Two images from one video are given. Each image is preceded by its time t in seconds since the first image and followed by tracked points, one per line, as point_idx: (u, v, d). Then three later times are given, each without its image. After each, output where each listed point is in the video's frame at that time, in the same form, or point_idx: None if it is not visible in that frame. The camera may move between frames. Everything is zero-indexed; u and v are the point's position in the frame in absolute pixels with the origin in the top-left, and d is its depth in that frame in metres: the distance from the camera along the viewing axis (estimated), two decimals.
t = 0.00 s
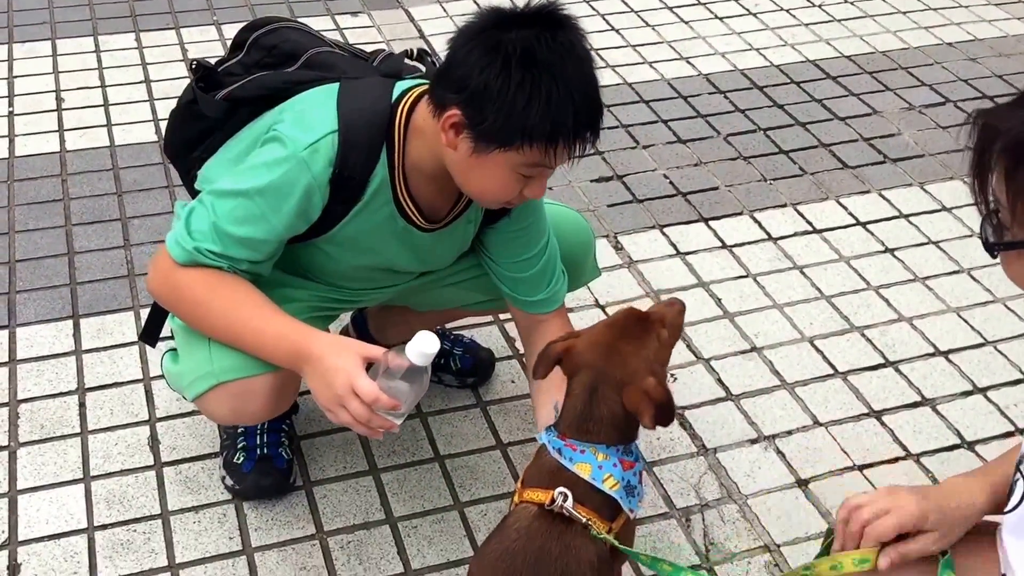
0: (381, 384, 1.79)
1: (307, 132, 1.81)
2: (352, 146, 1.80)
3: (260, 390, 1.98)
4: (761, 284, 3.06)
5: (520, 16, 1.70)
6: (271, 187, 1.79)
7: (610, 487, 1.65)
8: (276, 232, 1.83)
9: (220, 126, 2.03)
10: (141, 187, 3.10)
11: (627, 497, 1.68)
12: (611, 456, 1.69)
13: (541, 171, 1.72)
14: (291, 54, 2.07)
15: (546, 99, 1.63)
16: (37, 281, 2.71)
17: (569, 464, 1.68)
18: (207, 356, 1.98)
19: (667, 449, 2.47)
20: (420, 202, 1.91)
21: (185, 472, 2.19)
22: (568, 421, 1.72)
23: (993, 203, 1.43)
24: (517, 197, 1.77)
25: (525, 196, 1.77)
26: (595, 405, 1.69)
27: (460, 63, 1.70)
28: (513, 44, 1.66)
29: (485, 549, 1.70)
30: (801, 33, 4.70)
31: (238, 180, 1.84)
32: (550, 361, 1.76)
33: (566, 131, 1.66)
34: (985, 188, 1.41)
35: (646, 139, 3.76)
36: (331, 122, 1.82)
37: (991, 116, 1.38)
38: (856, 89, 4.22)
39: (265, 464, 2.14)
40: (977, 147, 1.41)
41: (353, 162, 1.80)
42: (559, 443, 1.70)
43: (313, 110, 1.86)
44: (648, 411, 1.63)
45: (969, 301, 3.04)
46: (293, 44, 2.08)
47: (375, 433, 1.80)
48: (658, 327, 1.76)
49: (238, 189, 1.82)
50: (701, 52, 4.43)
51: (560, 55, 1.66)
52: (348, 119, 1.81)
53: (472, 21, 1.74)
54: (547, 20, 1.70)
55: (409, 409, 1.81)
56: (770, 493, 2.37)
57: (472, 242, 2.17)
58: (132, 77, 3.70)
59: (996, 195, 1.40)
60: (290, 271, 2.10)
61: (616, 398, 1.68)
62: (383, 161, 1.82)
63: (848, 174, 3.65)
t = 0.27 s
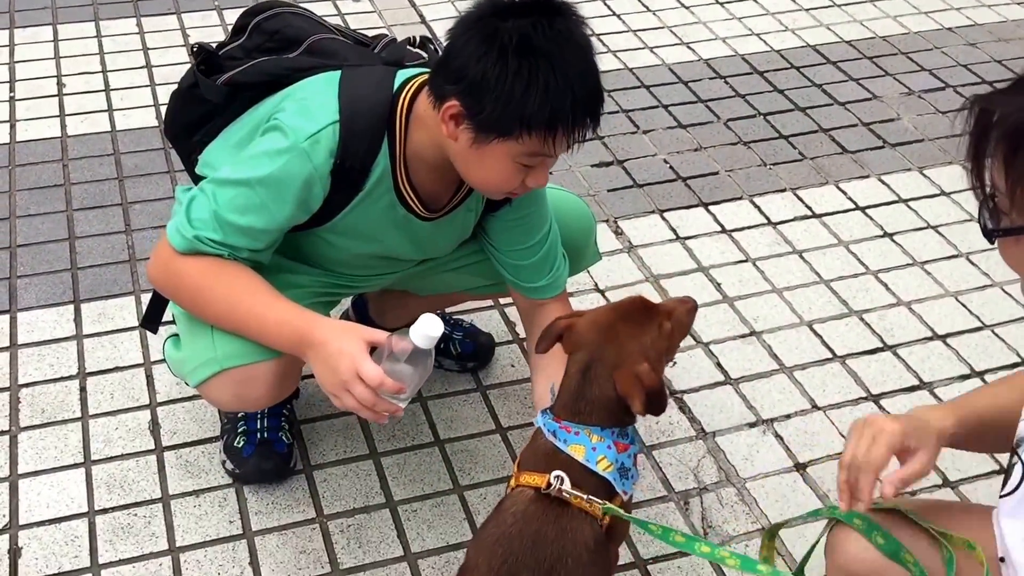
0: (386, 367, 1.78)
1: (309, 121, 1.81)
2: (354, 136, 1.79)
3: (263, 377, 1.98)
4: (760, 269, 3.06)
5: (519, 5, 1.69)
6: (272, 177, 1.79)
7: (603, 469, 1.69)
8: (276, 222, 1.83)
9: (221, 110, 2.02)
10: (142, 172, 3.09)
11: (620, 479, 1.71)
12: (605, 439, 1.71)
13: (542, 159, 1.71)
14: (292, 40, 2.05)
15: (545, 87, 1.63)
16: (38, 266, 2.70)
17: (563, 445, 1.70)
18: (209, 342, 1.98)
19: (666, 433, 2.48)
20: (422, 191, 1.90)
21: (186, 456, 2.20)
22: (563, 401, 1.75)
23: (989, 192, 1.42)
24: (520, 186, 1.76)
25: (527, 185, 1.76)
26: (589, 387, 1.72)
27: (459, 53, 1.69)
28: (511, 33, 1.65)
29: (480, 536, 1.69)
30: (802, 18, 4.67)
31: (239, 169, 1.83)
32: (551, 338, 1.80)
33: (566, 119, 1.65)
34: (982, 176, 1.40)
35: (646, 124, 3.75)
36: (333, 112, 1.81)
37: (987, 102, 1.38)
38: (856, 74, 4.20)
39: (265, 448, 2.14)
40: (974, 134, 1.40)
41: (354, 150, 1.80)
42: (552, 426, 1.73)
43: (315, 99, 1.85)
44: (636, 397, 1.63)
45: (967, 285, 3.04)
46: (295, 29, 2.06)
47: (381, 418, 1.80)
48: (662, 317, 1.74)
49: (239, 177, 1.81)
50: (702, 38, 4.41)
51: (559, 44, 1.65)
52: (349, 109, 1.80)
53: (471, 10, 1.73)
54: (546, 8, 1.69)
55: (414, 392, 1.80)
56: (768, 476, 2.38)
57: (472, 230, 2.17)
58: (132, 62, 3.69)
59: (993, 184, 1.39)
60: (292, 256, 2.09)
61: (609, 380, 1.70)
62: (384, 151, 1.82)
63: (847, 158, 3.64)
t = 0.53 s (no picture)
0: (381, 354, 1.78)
1: (305, 107, 1.80)
2: (349, 121, 1.79)
3: (261, 361, 1.99)
4: (759, 252, 3.07)
5: None
6: (267, 164, 1.78)
7: (597, 447, 1.70)
8: (271, 207, 1.83)
9: (216, 93, 2.02)
10: (143, 156, 3.09)
11: (613, 458, 1.72)
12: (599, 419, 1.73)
13: (535, 144, 1.71)
14: (287, 22, 2.04)
15: (535, 72, 1.62)
16: (39, 249, 2.71)
17: (558, 423, 1.72)
18: (207, 326, 1.98)
19: (664, 415, 2.49)
20: (418, 177, 1.90)
21: (186, 438, 2.21)
22: (557, 381, 1.77)
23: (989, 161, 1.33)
24: (515, 171, 1.77)
25: (523, 171, 1.77)
26: (583, 364, 1.74)
27: (450, 37, 1.69)
28: (500, 16, 1.64)
29: (476, 516, 1.71)
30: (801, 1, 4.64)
31: (234, 154, 1.83)
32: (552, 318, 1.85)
33: (557, 103, 1.65)
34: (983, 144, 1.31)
35: (646, 107, 3.74)
36: (328, 98, 1.81)
37: (986, 67, 1.28)
38: (856, 57, 4.18)
39: (265, 430, 2.15)
40: (973, 102, 1.31)
41: (349, 135, 1.80)
42: (547, 404, 1.74)
43: (311, 85, 1.85)
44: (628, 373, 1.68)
45: (964, 268, 3.04)
46: (289, 11, 2.05)
47: (376, 403, 1.81)
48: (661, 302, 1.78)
49: (235, 163, 1.81)
50: (702, 20, 4.39)
51: (548, 26, 1.64)
52: (343, 94, 1.80)
53: None
54: None
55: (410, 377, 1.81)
56: (765, 458, 2.40)
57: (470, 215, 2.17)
58: (133, 45, 3.67)
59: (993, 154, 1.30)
60: (289, 240, 2.10)
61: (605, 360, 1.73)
62: (378, 137, 1.83)
63: (845, 141, 3.64)
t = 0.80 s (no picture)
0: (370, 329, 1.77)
1: (292, 88, 1.81)
2: (336, 102, 1.80)
3: (255, 341, 2.00)
4: (757, 237, 3.07)
5: None
6: (253, 145, 1.80)
7: (596, 421, 1.75)
8: (258, 188, 1.84)
9: (211, 77, 2.03)
10: (143, 142, 3.10)
11: (612, 435, 1.76)
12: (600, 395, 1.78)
13: (519, 120, 1.72)
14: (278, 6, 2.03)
15: (510, 49, 1.62)
16: (41, 234, 2.72)
17: (559, 397, 1.77)
18: (201, 306, 2.00)
19: (661, 398, 2.51)
20: (408, 156, 1.91)
21: (187, 421, 2.22)
22: (562, 357, 1.82)
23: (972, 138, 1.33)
24: (504, 148, 1.78)
25: (511, 146, 1.77)
26: (591, 344, 1.78)
27: (427, 19, 1.69)
28: None
29: (473, 489, 1.75)
30: None
31: (223, 135, 1.84)
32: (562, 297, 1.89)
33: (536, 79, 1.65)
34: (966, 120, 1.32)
35: (645, 93, 3.74)
36: (315, 79, 1.81)
37: (970, 45, 1.30)
38: (855, 44, 4.17)
39: (265, 413, 2.16)
40: (957, 78, 1.32)
41: (338, 117, 1.81)
42: (551, 377, 1.79)
43: (299, 66, 1.85)
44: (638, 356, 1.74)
45: (962, 253, 3.04)
46: None
47: (368, 379, 1.82)
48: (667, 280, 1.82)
49: (222, 145, 1.83)
50: (701, 7, 4.38)
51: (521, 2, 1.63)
52: (333, 76, 1.81)
53: None
54: None
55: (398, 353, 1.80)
56: (762, 441, 2.41)
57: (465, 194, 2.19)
58: (134, 32, 3.67)
59: (975, 129, 1.31)
60: (282, 222, 2.10)
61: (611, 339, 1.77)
62: (367, 118, 1.83)
63: (844, 127, 3.63)
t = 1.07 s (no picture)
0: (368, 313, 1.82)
1: (289, 75, 1.82)
2: (333, 90, 1.82)
3: (254, 326, 2.01)
4: (756, 229, 3.08)
5: None
6: (252, 131, 1.81)
7: (591, 404, 1.77)
8: (258, 173, 1.85)
9: (209, 70, 2.03)
10: (143, 134, 3.11)
11: (606, 417, 1.78)
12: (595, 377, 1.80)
13: (522, 100, 1.74)
14: None
15: (512, 31, 1.64)
16: (42, 225, 2.73)
17: (553, 379, 1.79)
18: (201, 292, 2.01)
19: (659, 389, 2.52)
20: (405, 141, 1.93)
21: (187, 411, 2.24)
22: (557, 339, 1.85)
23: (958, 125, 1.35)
24: (507, 127, 1.80)
25: (513, 125, 1.80)
26: (586, 326, 1.81)
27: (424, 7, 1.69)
28: None
29: (470, 474, 1.76)
30: None
31: (221, 123, 1.86)
32: (560, 282, 1.91)
33: (538, 58, 1.67)
34: (953, 107, 1.34)
35: (644, 86, 3.75)
36: (312, 66, 1.83)
37: (957, 31, 1.33)
38: (855, 37, 4.17)
39: (265, 402, 2.18)
40: (946, 63, 1.35)
41: (334, 104, 1.82)
42: (546, 360, 1.82)
43: (295, 53, 1.87)
44: (632, 343, 1.77)
45: (960, 245, 3.05)
46: None
47: (365, 362, 1.83)
48: (665, 268, 1.85)
49: (221, 132, 1.84)
50: None
51: None
52: (330, 65, 1.82)
53: None
54: None
55: (394, 337, 1.83)
56: (759, 431, 2.42)
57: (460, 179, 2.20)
58: (134, 25, 3.68)
59: (961, 116, 1.33)
60: (280, 210, 2.12)
61: (607, 323, 1.80)
62: (364, 103, 1.85)
63: (844, 120, 3.64)
